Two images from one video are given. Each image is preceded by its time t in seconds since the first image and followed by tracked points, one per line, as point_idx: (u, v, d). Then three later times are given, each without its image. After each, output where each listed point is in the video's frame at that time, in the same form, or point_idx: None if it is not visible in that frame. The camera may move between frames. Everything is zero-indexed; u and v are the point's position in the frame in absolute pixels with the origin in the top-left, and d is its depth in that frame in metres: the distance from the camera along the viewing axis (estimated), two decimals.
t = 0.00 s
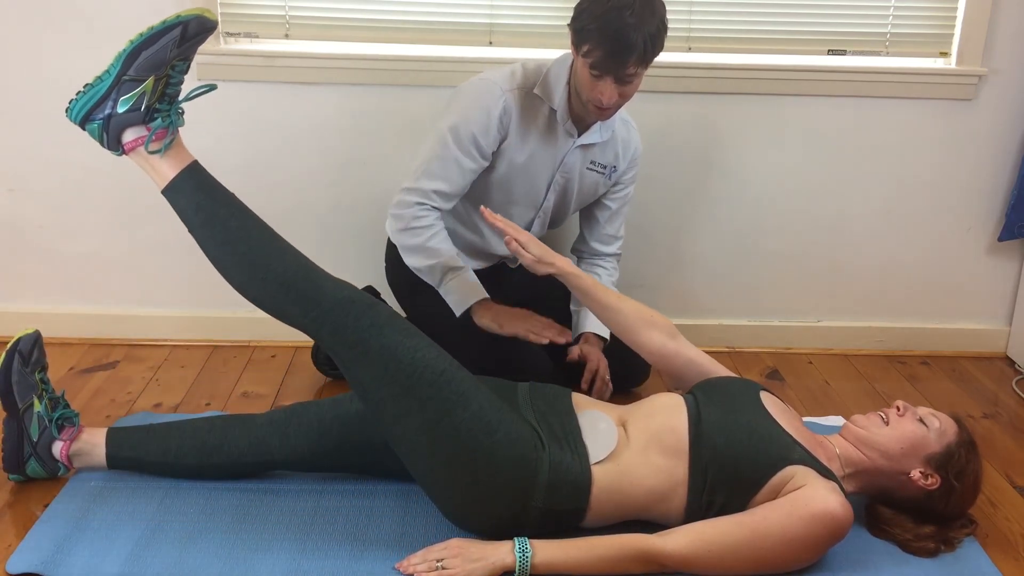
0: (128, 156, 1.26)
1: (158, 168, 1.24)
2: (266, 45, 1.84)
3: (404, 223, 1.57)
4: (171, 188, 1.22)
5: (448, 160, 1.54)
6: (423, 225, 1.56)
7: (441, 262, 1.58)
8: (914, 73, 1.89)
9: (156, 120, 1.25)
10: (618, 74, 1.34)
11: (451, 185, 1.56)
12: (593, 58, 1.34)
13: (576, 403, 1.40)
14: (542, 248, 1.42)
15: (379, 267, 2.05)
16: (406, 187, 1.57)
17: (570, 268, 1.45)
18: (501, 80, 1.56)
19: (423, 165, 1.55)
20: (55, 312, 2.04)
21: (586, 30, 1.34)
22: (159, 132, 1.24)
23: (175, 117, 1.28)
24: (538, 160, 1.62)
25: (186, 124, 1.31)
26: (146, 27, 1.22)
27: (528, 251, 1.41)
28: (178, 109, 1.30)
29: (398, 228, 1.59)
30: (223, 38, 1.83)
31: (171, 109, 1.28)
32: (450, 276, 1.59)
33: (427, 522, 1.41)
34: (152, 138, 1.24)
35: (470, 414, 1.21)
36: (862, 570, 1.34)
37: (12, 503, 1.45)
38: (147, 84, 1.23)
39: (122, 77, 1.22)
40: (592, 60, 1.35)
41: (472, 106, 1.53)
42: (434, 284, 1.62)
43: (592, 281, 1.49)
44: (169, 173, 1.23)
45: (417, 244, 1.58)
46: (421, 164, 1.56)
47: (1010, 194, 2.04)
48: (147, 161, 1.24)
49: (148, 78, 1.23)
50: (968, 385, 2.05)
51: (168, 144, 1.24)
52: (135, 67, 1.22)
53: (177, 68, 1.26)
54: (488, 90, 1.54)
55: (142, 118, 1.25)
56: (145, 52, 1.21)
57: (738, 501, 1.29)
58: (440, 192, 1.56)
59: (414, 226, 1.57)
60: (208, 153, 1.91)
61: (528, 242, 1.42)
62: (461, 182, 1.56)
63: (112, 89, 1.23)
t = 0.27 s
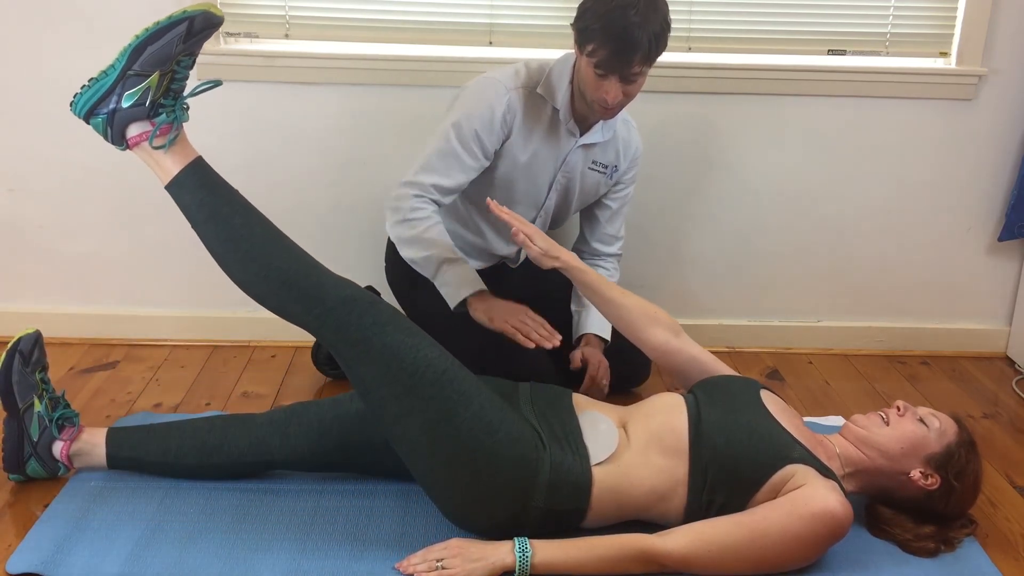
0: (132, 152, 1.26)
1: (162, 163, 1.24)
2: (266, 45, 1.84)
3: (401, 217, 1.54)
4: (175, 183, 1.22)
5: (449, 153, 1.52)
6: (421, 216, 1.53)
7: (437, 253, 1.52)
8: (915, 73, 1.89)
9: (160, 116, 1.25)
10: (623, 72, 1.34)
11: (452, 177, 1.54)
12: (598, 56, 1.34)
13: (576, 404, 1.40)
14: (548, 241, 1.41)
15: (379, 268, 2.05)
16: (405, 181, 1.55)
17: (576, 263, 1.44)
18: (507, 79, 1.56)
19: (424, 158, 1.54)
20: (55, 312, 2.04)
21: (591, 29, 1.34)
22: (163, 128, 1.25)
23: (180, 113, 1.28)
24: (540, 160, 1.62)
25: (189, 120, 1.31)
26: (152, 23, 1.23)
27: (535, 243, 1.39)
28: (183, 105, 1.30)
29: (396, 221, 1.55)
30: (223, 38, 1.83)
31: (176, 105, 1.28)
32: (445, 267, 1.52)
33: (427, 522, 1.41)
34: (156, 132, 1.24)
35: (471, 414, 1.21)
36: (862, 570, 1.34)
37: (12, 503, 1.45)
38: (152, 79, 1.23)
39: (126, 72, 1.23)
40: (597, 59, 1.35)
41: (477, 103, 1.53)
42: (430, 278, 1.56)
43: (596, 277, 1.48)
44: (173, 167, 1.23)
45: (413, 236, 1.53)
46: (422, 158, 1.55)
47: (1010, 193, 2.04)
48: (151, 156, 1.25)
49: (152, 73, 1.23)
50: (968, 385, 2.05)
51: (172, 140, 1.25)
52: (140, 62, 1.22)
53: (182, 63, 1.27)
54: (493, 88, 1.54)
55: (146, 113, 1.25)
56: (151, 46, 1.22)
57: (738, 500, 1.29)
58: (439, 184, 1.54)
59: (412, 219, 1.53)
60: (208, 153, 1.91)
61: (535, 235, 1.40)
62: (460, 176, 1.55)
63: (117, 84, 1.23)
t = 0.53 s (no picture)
0: (126, 158, 1.27)
1: (156, 169, 1.24)
2: (266, 45, 1.84)
3: (399, 211, 1.59)
4: (169, 189, 1.22)
5: (443, 148, 1.54)
6: (419, 211, 1.58)
7: (439, 245, 1.62)
8: (915, 73, 1.89)
9: (152, 123, 1.25)
10: (621, 71, 1.34)
11: (444, 172, 1.56)
12: (597, 55, 1.35)
13: (576, 404, 1.40)
14: (554, 236, 1.42)
15: (379, 267, 2.05)
16: (397, 173, 1.57)
17: (582, 258, 1.45)
18: (505, 76, 1.56)
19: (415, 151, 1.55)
20: (55, 312, 2.04)
21: (590, 28, 1.34)
22: (156, 134, 1.25)
23: (173, 118, 1.29)
24: (538, 159, 1.62)
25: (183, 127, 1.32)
26: (142, 31, 1.24)
27: (540, 237, 1.40)
28: (176, 111, 1.30)
29: (394, 214, 1.60)
30: (223, 38, 1.83)
31: (169, 111, 1.28)
32: (448, 257, 1.64)
33: (427, 522, 1.41)
34: (148, 140, 1.25)
35: (469, 414, 1.21)
36: (862, 570, 1.34)
37: (13, 503, 1.45)
38: (143, 86, 1.24)
39: (117, 80, 1.23)
40: (595, 58, 1.35)
41: (472, 98, 1.53)
42: (432, 265, 1.66)
43: (602, 272, 1.48)
44: (165, 173, 1.23)
45: (414, 229, 1.61)
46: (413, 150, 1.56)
47: (1010, 193, 2.04)
48: (145, 163, 1.25)
49: (143, 80, 1.24)
50: (968, 385, 2.05)
51: (164, 146, 1.24)
52: (130, 70, 1.23)
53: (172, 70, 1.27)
54: (490, 83, 1.54)
55: (139, 120, 1.25)
56: (141, 54, 1.22)
57: (738, 499, 1.29)
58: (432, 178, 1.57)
59: (410, 213, 1.59)
60: (208, 153, 1.91)
61: (540, 229, 1.42)
62: (454, 169, 1.57)
63: (108, 92, 1.24)
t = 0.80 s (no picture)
0: (116, 170, 1.27)
1: (146, 180, 1.23)
2: (266, 45, 1.84)
3: (413, 211, 1.58)
4: (158, 200, 1.22)
5: (455, 140, 1.54)
6: (433, 211, 1.58)
7: (450, 247, 1.62)
8: (915, 73, 1.89)
9: (141, 135, 1.25)
10: (618, 69, 1.35)
11: (457, 164, 1.57)
12: (593, 54, 1.35)
13: (576, 404, 1.40)
14: (559, 228, 1.43)
15: (379, 267, 2.05)
16: (410, 172, 1.57)
17: (587, 250, 1.45)
18: (503, 65, 1.56)
19: (426, 148, 1.56)
20: (55, 312, 2.04)
21: (586, 26, 1.34)
22: (145, 145, 1.24)
23: (162, 130, 1.28)
24: (535, 152, 1.62)
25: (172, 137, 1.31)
26: (127, 43, 1.24)
27: (546, 229, 1.41)
28: (165, 122, 1.30)
29: (406, 215, 1.60)
30: (223, 38, 1.83)
31: (158, 122, 1.27)
32: (458, 260, 1.64)
33: (427, 522, 1.40)
34: (137, 152, 1.24)
35: (468, 416, 1.21)
36: (862, 570, 1.34)
37: (13, 503, 1.45)
38: (131, 99, 1.24)
39: (105, 93, 1.23)
40: (592, 56, 1.35)
41: (475, 87, 1.53)
42: (442, 269, 1.66)
43: (604, 266, 1.48)
44: (155, 185, 1.23)
45: (426, 231, 1.60)
46: (423, 147, 1.56)
47: (1010, 193, 2.04)
48: (134, 175, 1.25)
49: (130, 92, 1.24)
50: (968, 385, 2.05)
51: (154, 157, 1.24)
52: (117, 82, 1.23)
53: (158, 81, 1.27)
54: (491, 71, 1.55)
55: (128, 133, 1.25)
56: (126, 67, 1.22)
57: (738, 499, 1.29)
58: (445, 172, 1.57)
59: (424, 213, 1.58)
60: (208, 153, 1.91)
61: (546, 220, 1.42)
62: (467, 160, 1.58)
63: (96, 106, 1.24)
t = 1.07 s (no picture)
0: (127, 158, 1.26)
1: (157, 168, 1.23)
2: (266, 45, 1.84)
3: (414, 212, 1.59)
4: (170, 187, 1.21)
5: (455, 140, 1.54)
6: (433, 212, 1.58)
7: (450, 248, 1.62)
8: (914, 73, 1.89)
9: (154, 122, 1.25)
10: (623, 72, 1.35)
11: (457, 164, 1.57)
12: (597, 60, 1.34)
13: (576, 404, 1.40)
14: (565, 223, 1.42)
15: (379, 267, 2.05)
16: (411, 172, 1.57)
17: (592, 246, 1.44)
18: (504, 65, 1.56)
19: (427, 147, 1.55)
20: (55, 312, 2.05)
21: (588, 33, 1.34)
22: (157, 133, 1.24)
23: (174, 118, 1.28)
24: (536, 152, 1.62)
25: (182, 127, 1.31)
26: (144, 30, 1.24)
27: (553, 223, 1.40)
28: (177, 111, 1.30)
29: (407, 215, 1.60)
30: (223, 38, 1.83)
31: (170, 110, 1.28)
32: (459, 261, 1.64)
33: (427, 522, 1.40)
34: (150, 139, 1.24)
35: (470, 414, 1.21)
36: (862, 570, 1.34)
37: (13, 503, 1.45)
38: (145, 86, 1.24)
39: (119, 79, 1.23)
40: (596, 62, 1.35)
41: (475, 86, 1.53)
42: (442, 270, 1.66)
43: (610, 262, 1.47)
44: (167, 173, 1.22)
45: (426, 232, 1.60)
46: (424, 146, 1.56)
47: (1010, 193, 2.04)
48: (146, 162, 1.24)
49: (145, 79, 1.24)
50: (968, 385, 2.05)
51: (166, 145, 1.24)
52: (132, 68, 1.23)
53: (173, 69, 1.27)
54: (492, 70, 1.54)
55: (140, 120, 1.25)
56: (142, 53, 1.22)
57: (738, 499, 1.29)
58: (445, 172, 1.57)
59: (425, 214, 1.58)
60: (208, 153, 1.91)
61: (552, 215, 1.41)
62: (467, 160, 1.58)
63: (109, 92, 1.24)
